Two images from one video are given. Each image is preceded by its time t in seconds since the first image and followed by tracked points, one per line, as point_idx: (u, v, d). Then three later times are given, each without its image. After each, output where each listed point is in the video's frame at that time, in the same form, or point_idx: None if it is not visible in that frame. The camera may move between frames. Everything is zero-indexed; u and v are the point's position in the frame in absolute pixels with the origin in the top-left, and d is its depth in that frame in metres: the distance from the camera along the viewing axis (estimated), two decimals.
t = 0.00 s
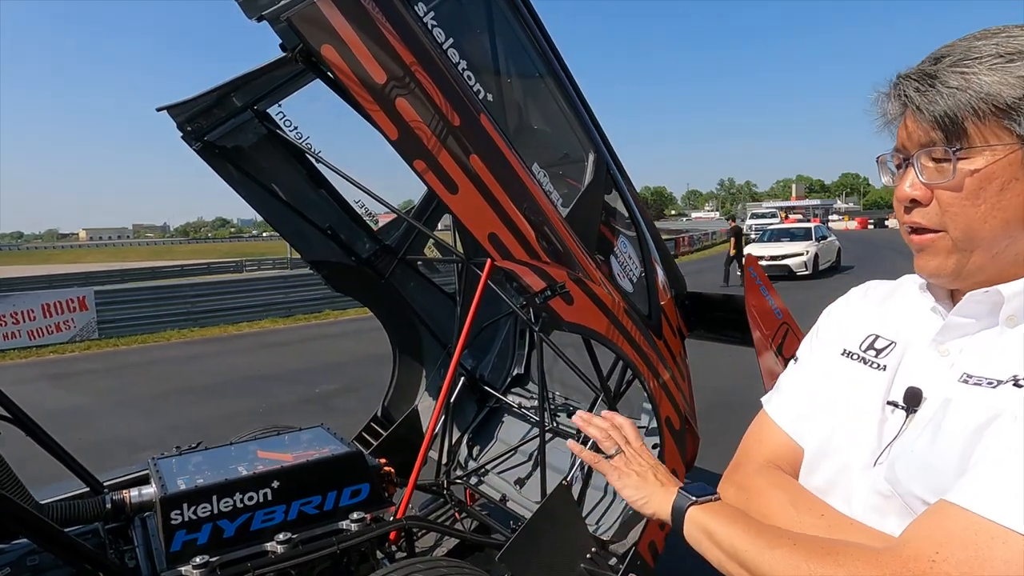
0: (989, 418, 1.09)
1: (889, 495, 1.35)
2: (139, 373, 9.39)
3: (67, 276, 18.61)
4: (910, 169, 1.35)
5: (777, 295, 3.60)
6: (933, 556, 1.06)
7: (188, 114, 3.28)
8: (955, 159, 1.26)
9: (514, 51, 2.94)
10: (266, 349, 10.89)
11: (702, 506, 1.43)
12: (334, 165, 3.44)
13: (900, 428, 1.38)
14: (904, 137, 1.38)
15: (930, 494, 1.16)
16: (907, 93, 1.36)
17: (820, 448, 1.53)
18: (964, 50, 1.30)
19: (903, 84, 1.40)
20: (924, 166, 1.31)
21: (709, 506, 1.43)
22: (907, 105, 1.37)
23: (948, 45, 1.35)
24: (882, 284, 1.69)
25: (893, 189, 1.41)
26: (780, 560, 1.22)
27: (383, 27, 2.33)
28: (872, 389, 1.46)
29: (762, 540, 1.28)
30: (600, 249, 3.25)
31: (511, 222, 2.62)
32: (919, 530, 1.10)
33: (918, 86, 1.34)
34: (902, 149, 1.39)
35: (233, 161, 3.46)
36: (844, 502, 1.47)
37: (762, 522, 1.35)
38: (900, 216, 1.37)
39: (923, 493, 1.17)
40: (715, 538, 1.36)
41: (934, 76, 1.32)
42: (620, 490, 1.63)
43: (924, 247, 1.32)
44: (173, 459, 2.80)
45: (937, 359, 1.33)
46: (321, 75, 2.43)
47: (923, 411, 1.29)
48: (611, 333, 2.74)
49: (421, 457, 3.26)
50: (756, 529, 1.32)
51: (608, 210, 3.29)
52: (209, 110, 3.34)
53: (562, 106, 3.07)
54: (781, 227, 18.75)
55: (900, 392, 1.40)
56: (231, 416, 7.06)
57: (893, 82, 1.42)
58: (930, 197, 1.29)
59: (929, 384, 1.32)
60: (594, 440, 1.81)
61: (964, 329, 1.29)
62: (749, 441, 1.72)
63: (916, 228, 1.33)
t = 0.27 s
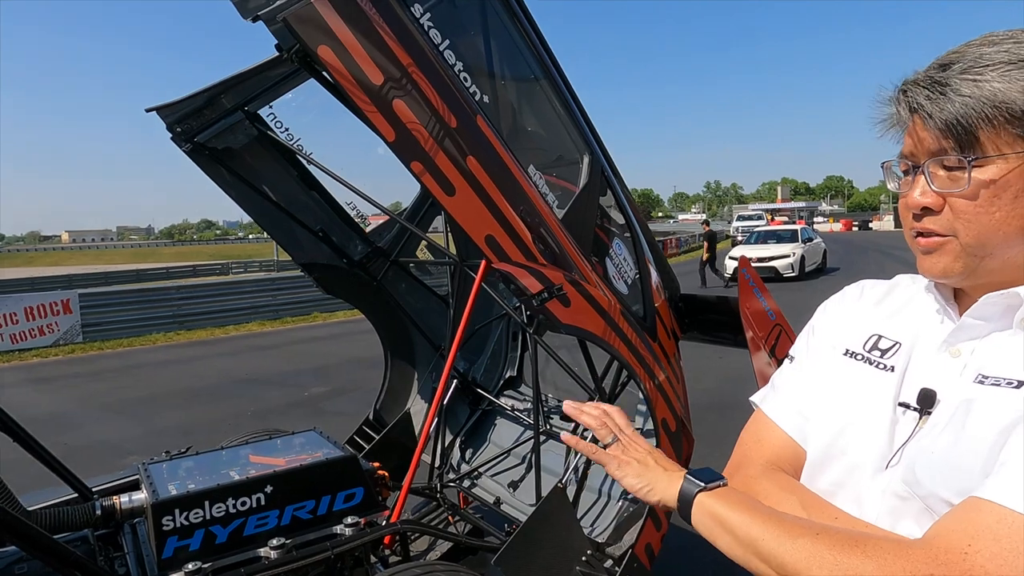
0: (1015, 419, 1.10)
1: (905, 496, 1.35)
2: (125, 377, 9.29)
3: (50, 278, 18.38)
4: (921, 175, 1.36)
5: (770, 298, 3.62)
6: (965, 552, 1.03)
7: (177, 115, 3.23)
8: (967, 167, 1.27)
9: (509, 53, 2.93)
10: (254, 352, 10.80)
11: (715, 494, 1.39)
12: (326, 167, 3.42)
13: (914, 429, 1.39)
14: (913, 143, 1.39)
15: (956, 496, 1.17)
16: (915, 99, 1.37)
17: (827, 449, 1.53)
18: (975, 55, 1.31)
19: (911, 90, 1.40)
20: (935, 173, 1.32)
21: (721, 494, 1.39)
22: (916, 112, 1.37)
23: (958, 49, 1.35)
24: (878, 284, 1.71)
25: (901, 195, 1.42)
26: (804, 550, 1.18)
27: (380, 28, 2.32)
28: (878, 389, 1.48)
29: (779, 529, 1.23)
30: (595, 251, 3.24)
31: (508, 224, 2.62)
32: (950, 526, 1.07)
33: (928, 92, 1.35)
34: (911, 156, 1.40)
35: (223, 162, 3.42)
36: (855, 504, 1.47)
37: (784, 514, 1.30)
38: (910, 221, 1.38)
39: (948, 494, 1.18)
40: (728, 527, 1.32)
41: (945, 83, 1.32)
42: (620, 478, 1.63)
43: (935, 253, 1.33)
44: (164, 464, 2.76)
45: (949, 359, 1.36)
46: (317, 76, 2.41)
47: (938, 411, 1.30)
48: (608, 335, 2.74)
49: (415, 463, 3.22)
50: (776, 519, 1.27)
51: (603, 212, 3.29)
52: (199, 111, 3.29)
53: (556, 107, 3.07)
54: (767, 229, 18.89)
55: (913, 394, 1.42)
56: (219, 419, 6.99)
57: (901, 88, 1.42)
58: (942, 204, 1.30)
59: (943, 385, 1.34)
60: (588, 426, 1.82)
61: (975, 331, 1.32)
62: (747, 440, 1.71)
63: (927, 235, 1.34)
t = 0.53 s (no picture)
0: (987, 410, 1.15)
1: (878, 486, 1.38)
2: (115, 380, 9.21)
3: (38, 281, 18.21)
4: (911, 164, 1.40)
5: (763, 298, 3.66)
6: (960, 550, 1.04)
7: (169, 115, 3.22)
8: (964, 154, 1.32)
9: (503, 53, 2.95)
10: (245, 354, 10.75)
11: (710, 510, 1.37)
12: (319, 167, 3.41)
13: (882, 421, 1.43)
14: (901, 132, 1.44)
15: (934, 486, 1.22)
16: (906, 88, 1.42)
17: (801, 445, 1.56)
18: (958, 50, 1.39)
19: (900, 79, 1.46)
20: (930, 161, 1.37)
21: (714, 510, 1.37)
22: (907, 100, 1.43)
23: (941, 43, 1.42)
24: (837, 282, 1.78)
25: (886, 185, 1.46)
26: (804, 562, 1.16)
27: (375, 28, 2.33)
28: (845, 384, 1.53)
29: (775, 542, 1.22)
30: (589, 251, 3.26)
31: (502, 223, 2.62)
32: (944, 526, 1.08)
33: (920, 80, 1.40)
34: (899, 145, 1.44)
35: (216, 163, 3.41)
36: (829, 497, 1.50)
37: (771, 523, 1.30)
38: (897, 211, 1.42)
39: (926, 485, 1.24)
40: (726, 544, 1.30)
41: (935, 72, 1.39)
42: (614, 498, 1.60)
43: (926, 241, 1.37)
44: (157, 465, 2.75)
45: (913, 352, 1.44)
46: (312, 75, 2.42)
47: (908, 405, 1.36)
48: (602, 333, 2.75)
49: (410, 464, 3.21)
50: (771, 530, 1.25)
51: (596, 212, 3.31)
52: (191, 111, 3.28)
53: (550, 108, 3.09)
54: (758, 231, 18.98)
55: (880, 386, 1.47)
56: (211, 422, 6.95)
57: (887, 78, 1.48)
58: (936, 192, 1.34)
59: (909, 378, 1.40)
60: (579, 449, 1.75)
61: (937, 324, 1.41)
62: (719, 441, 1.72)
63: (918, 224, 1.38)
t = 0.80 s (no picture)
0: (898, 397, 1.31)
1: (809, 473, 1.44)
2: (106, 383, 9.18)
3: (27, 283, 18.08)
4: (832, 167, 1.48)
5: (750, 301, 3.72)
6: (889, 528, 1.16)
7: (162, 119, 3.23)
8: (882, 160, 1.43)
9: (492, 59, 2.99)
10: (237, 357, 10.74)
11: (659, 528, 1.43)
12: (312, 171, 3.45)
13: (806, 413, 1.49)
14: (820, 139, 1.51)
15: (858, 467, 1.35)
16: (828, 96, 1.51)
17: (733, 439, 1.60)
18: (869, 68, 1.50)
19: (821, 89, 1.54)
20: (850, 165, 1.46)
21: (665, 528, 1.43)
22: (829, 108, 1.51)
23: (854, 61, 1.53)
24: (753, 285, 1.84)
25: (805, 187, 1.52)
26: (753, 563, 1.25)
27: (366, 36, 2.37)
28: (769, 380, 1.58)
29: (726, 543, 1.30)
30: (578, 254, 3.30)
31: (492, 228, 2.66)
32: (874, 510, 1.19)
33: (843, 90, 1.49)
34: (818, 150, 1.51)
35: (209, 167, 3.44)
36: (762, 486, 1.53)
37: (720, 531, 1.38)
38: (816, 211, 1.48)
39: (851, 468, 1.36)
40: (679, 556, 1.36)
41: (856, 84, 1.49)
42: (569, 541, 1.64)
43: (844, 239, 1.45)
44: (150, 467, 2.77)
45: (827, 348, 1.51)
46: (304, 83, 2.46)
47: (826, 394, 1.45)
48: (591, 335, 2.80)
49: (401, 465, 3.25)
50: (721, 538, 1.32)
51: (585, 216, 3.35)
52: (184, 116, 3.30)
53: (539, 113, 3.13)
54: (749, 233, 19.10)
55: (802, 380, 1.53)
56: (203, 425, 6.95)
57: (810, 86, 1.55)
58: (856, 194, 1.44)
59: (827, 371, 1.47)
60: (525, 499, 1.78)
61: (845, 322, 1.50)
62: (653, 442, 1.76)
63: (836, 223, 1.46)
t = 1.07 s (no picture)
0: (813, 384, 1.40)
1: (742, 460, 1.48)
2: (100, 387, 9.15)
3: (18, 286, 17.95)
4: (747, 182, 1.58)
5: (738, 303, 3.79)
6: (821, 493, 1.25)
7: (157, 125, 3.26)
8: (791, 175, 1.55)
9: (484, 67, 3.04)
10: (231, 360, 10.74)
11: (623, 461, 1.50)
12: (306, 177, 3.49)
13: (734, 406, 1.55)
14: (733, 157, 1.61)
15: (785, 450, 1.42)
16: (735, 119, 1.61)
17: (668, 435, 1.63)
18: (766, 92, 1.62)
19: (729, 111, 1.63)
20: (762, 179, 1.57)
21: (633, 456, 1.50)
22: (737, 129, 1.61)
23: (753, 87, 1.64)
24: (675, 293, 1.88)
25: (724, 202, 1.61)
26: (707, 504, 1.34)
27: (359, 46, 2.41)
28: (697, 380, 1.62)
29: (679, 488, 1.39)
30: (569, 258, 3.35)
31: (483, 233, 2.71)
32: (806, 475, 1.29)
33: (749, 112, 1.59)
34: (733, 168, 1.61)
35: (204, 172, 3.47)
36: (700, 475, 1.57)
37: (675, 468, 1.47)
38: (738, 223, 1.58)
39: (780, 451, 1.42)
40: (638, 485, 1.45)
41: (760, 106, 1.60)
42: (541, 435, 1.65)
43: (763, 247, 1.56)
44: (146, 470, 2.80)
45: (747, 346, 1.59)
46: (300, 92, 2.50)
47: (750, 388, 1.51)
48: (580, 339, 2.89)
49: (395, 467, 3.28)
50: (679, 477, 1.41)
51: (576, 221, 3.40)
52: (179, 122, 3.33)
53: (530, 119, 3.18)
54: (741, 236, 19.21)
55: (728, 375, 1.59)
56: (197, 428, 6.96)
57: (719, 110, 1.64)
58: (772, 205, 1.55)
59: (751, 368, 1.55)
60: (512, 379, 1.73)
61: (761, 322, 1.58)
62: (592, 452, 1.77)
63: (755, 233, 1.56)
